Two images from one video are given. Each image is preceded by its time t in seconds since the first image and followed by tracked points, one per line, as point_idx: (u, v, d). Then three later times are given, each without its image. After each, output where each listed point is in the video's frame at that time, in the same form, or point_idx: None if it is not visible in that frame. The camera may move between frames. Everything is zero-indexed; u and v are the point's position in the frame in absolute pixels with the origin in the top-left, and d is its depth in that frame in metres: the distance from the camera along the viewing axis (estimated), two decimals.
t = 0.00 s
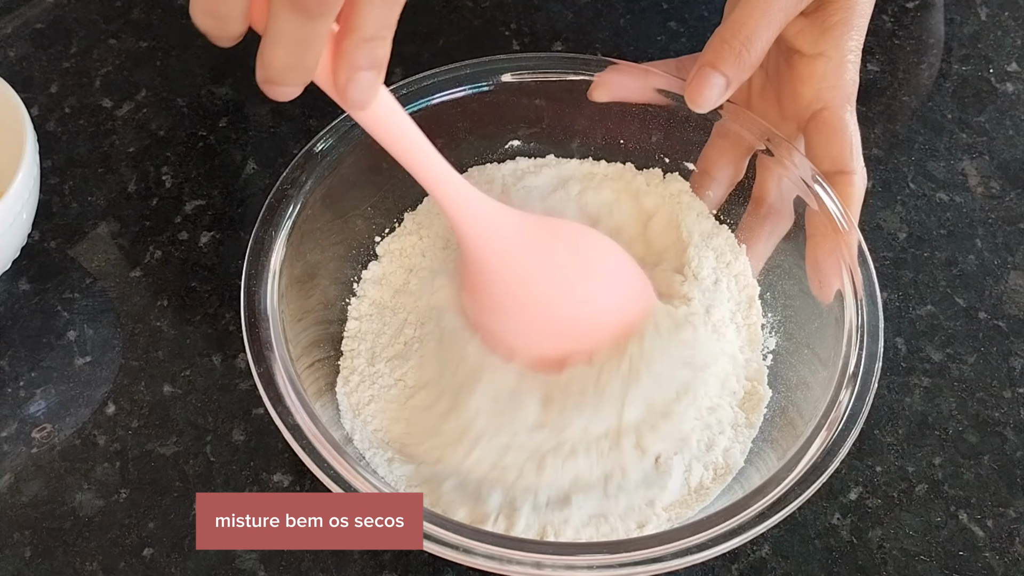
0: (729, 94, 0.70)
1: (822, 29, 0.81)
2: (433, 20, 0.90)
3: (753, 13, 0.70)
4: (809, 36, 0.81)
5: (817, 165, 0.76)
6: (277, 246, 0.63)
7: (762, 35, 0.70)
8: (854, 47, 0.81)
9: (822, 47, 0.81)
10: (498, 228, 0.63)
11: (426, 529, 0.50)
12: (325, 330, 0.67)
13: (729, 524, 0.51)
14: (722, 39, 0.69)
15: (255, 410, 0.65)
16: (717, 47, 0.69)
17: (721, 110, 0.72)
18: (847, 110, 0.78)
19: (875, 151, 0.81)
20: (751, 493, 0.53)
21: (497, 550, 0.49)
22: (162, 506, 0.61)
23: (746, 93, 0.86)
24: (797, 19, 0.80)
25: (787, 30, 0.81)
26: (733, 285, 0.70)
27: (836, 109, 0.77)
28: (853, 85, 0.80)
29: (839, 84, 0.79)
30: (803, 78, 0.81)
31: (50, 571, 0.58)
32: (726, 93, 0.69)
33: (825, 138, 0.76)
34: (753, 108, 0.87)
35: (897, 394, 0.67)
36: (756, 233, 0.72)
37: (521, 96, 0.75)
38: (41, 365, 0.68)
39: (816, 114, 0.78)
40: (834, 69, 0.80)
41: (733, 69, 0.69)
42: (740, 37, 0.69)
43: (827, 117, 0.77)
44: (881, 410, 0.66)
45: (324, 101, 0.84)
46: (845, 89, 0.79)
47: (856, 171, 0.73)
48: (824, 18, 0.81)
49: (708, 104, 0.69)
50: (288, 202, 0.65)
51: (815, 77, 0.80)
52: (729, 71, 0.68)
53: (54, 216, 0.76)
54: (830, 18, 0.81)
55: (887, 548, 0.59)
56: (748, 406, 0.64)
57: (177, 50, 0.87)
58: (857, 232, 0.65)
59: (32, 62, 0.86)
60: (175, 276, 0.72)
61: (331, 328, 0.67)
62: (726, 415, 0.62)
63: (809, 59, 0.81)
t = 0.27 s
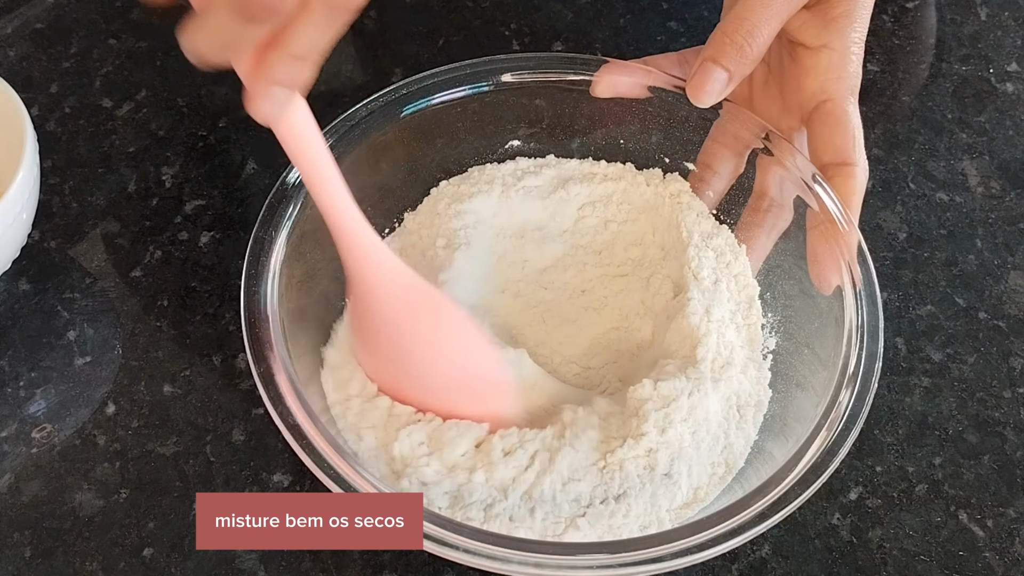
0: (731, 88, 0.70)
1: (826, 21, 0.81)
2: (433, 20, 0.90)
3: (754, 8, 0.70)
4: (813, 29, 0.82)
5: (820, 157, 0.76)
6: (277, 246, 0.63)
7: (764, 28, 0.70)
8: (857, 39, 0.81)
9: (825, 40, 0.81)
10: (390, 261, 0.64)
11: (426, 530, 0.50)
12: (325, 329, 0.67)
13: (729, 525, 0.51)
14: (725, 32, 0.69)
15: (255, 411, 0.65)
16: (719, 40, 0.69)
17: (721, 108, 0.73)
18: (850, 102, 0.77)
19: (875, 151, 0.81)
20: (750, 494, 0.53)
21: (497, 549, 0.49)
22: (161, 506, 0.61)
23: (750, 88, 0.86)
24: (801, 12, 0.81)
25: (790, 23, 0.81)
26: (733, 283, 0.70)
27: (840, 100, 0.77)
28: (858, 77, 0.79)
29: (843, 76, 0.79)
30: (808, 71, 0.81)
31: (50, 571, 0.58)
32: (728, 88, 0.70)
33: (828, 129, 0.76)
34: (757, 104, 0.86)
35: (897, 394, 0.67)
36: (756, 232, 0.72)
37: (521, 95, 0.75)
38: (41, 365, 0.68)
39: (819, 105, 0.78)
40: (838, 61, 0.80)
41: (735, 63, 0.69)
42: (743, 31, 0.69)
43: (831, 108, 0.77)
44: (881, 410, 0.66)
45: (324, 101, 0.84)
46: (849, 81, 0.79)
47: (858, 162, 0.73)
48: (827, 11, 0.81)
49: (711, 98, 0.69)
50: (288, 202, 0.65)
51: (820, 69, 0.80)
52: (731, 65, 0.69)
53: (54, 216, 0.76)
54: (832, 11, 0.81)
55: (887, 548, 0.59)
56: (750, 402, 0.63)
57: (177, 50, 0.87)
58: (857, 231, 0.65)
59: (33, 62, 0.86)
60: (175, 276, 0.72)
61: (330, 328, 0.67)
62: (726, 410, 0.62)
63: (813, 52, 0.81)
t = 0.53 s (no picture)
0: (731, 88, 0.70)
1: (824, 19, 0.81)
2: (433, 20, 0.90)
3: (754, 8, 0.71)
4: (812, 27, 0.81)
5: (820, 155, 0.76)
6: (277, 246, 0.63)
7: (764, 28, 0.70)
8: (856, 36, 0.81)
9: (823, 37, 0.80)
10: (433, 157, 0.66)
11: (427, 530, 0.50)
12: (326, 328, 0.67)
13: (730, 524, 0.51)
14: (725, 32, 0.69)
15: (255, 410, 0.65)
16: (720, 40, 0.69)
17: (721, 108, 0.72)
18: (849, 100, 0.77)
19: (875, 151, 0.81)
20: (750, 493, 0.53)
21: (497, 549, 0.49)
22: (161, 506, 0.61)
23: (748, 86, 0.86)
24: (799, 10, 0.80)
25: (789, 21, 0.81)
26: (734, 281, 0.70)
27: (838, 98, 0.77)
28: (857, 75, 0.79)
29: (842, 74, 0.79)
30: (806, 69, 0.81)
31: (50, 571, 0.58)
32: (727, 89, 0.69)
33: (827, 127, 0.76)
34: (755, 101, 0.86)
35: (897, 394, 0.67)
36: (757, 231, 0.72)
37: (521, 96, 0.75)
38: (41, 365, 0.68)
39: (818, 104, 0.78)
40: (837, 59, 0.79)
41: (735, 63, 0.69)
42: (743, 31, 0.69)
43: (830, 106, 0.77)
44: (881, 411, 0.66)
45: (324, 101, 0.84)
46: (848, 78, 0.79)
47: (857, 160, 0.73)
48: (826, 8, 0.81)
49: (711, 98, 0.69)
50: (288, 202, 0.65)
51: (819, 66, 0.80)
52: (732, 65, 0.69)
53: (54, 216, 0.76)
54: (830, 8, 0.81)
55: (887, 548, 0.59)
56: (752, 400, 0.63)
57: (177, 50, 0.87)
58: (857, 231, 0.65)
59: (33, 62, 0.86)
60: (175, 276, 0.72)
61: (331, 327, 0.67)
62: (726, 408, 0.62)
63: (812, 50, 0.81)
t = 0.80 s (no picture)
0: (731, 89, 0.70)
1: (825, 19, 0.81)
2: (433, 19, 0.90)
3: (753, 10, 0.71)
4: (812, 27, 0.81)
5: (820, 154, 0.76)
6: (277, 246, 0.63)
7: (763, 30, 0.71)
8: (857, 36, 0.81)
9: (824, 37, 0.81)
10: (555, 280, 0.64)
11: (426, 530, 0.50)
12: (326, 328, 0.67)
13: (729, 525, 0.51)
14: (725, 33, 0.70)
15: (255, 410, 0.65)
16: (720, 41, 0.69)
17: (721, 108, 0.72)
18: (850, 99, 0.77)
19: (875, 151, 0.81)
20: (750, 494, 0.53)
21: (497, 549, 0.49)
22: (161, 506, 0.61)
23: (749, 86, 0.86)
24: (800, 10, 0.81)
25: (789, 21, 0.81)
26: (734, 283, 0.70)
27: (838, 97, 0.77)
28: (857, 74, 0.79)
29: (842, 73, 0.79)
30: (806, 69, 0.81)
31: (50, 571, 0.58)
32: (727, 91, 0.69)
33: (827, 127, 0.76)
34: (756, 101, 0.86)
35: (897, 394, 0.67)
36: (757, 230, 0.72)
37: (521, 96, 0.75)
38: (41, 365, 0.68)
39: (818, 103, 0.78)
40: (837, 59, 0.80)
41: (735, 63, 0.69)
42: (742, 32, 0.70)
43: (830, 106, 0.77)
44: (881, 411, 0.66)
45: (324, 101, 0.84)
46: (848, 78, 0.79)
47: (857, 160, 0.73)
48: (826, 9, 0.81)
49: (713, 98, 0.69)
50: (288, 202, 0.65)
51: (819, 66, 0.80)
52: (732, 66, 0.69)
53: (54, 216, 0.76)
54: (830, 9, 0.81)
55: (887, 548, 0.59)
56: (752, 399, 0.64)
57: (177, 50, 0.87)
58: (856, 231, 0.65)
59: (32, 62, 0.86)
60: (175, 276, 0.72)
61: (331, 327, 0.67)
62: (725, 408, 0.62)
63: (812, 50, 0.81)
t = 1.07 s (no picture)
0: (731, 89, 0.70)
1: (827, 20, 0.81)
2: (433, 19, 0.90)
3: (754, 11, 0.71)
4: (814, 28, 0.82)
5: (820, 154, 0.76)
6: (277, 247, 0.63)
7: (765, 30, 0.70)
8: (858, 37, 0.81)
9: (825, 38, 0.81)
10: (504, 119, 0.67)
11: (426, 529, 0.50)
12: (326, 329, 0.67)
13: (730, 524, 0.51)
14: (726, 33, 0.69)
15: (255, 410, 0.65)
16: (721, 41, 0.69)
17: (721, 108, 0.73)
18: (851, 99, 0.77)
19: (875, 151, 0.81)
20: (750, 493, 0.53)
21: (497, 550, 0.49)
22: (161, 506, 0.61)
23: (751, 87, 0.86)
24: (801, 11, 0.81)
25: (791, 22, 0.82)
26: (737, 278, 0.69)
27: (839, 98, 0.77)
28: (858, 75, 0.79)
29: (843, 74, 0.79)
30: (808, 69, 0.81)
31: (50, 571, 0.58)
32: (728, 91, 0.69)
33: (828, 127, 0.76)
34: (757, 101, 0.86)
35: (897, 394, 0.67)
36: (757, 230, 0.72)
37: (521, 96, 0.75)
38: (41, 365, 0.68)
39: (819, 103, 0.78)
40: (839, 59, 0.80)
41: (737, 63, 0.69)
42: (744, 32, 0.70)
43: (831, 106, 0.77)
44: (881, 411, 0.66)
45: (324, 101, 0.84)
46: (849, 79, 0.79)
47: (857, 160, 0.73)
48: (828, 10, 0.82)
49: (714, 98, 0.69)
50: (287, 203, 0.65)
51: (820, 66, 0.80)
52: (733, 65, 0.69)
53: (54, 216, 0.76)
54: (832, 10, 0.81)
55: (887, 548, 0.59)
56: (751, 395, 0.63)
57: (177, 50, 0.87)
58: (856, 231, 0.65)
59: (32, 62, 0.86)
60: (175, 276, 0.72)
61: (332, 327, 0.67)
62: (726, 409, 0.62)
63: (814, 50, 0.81)
